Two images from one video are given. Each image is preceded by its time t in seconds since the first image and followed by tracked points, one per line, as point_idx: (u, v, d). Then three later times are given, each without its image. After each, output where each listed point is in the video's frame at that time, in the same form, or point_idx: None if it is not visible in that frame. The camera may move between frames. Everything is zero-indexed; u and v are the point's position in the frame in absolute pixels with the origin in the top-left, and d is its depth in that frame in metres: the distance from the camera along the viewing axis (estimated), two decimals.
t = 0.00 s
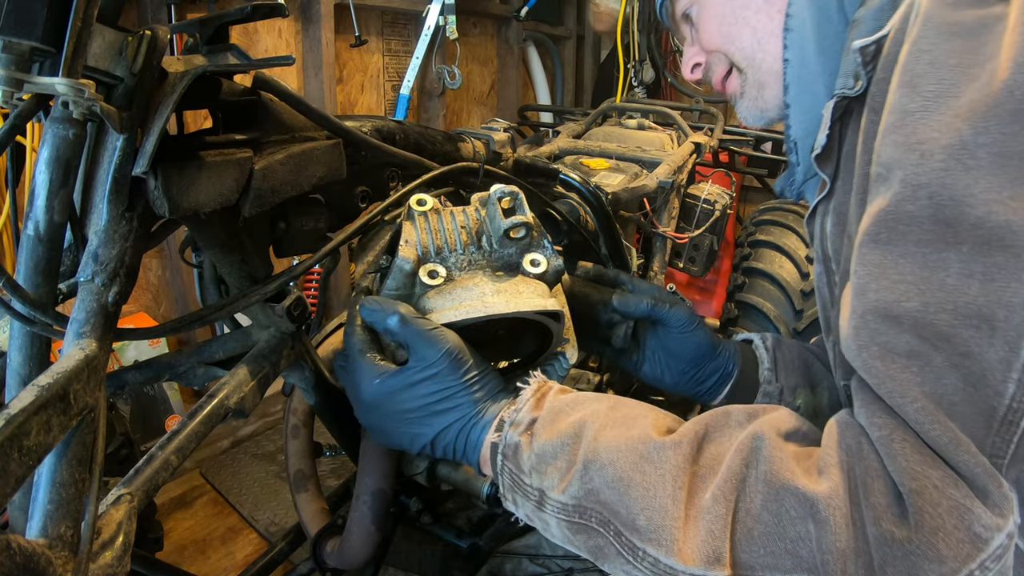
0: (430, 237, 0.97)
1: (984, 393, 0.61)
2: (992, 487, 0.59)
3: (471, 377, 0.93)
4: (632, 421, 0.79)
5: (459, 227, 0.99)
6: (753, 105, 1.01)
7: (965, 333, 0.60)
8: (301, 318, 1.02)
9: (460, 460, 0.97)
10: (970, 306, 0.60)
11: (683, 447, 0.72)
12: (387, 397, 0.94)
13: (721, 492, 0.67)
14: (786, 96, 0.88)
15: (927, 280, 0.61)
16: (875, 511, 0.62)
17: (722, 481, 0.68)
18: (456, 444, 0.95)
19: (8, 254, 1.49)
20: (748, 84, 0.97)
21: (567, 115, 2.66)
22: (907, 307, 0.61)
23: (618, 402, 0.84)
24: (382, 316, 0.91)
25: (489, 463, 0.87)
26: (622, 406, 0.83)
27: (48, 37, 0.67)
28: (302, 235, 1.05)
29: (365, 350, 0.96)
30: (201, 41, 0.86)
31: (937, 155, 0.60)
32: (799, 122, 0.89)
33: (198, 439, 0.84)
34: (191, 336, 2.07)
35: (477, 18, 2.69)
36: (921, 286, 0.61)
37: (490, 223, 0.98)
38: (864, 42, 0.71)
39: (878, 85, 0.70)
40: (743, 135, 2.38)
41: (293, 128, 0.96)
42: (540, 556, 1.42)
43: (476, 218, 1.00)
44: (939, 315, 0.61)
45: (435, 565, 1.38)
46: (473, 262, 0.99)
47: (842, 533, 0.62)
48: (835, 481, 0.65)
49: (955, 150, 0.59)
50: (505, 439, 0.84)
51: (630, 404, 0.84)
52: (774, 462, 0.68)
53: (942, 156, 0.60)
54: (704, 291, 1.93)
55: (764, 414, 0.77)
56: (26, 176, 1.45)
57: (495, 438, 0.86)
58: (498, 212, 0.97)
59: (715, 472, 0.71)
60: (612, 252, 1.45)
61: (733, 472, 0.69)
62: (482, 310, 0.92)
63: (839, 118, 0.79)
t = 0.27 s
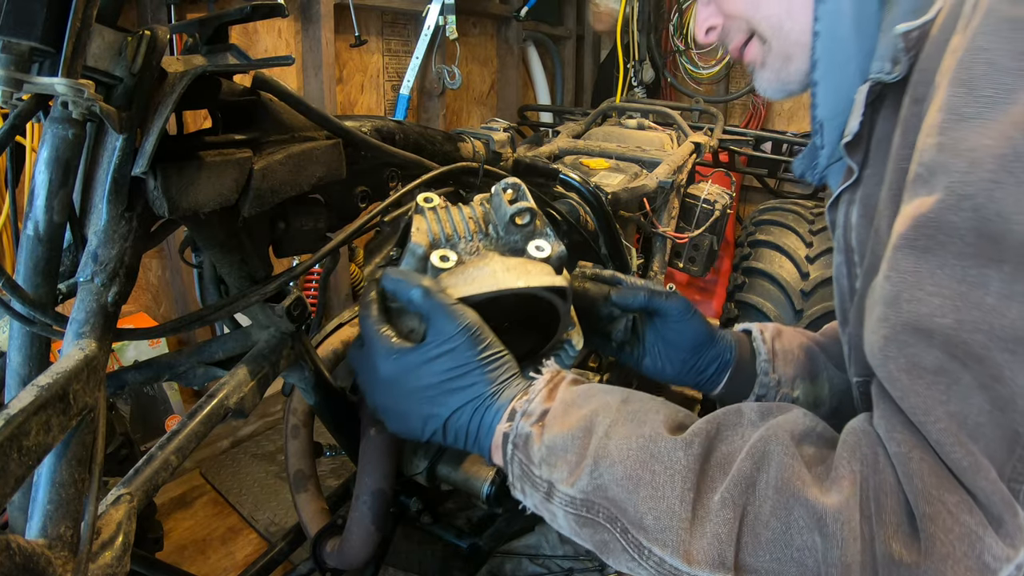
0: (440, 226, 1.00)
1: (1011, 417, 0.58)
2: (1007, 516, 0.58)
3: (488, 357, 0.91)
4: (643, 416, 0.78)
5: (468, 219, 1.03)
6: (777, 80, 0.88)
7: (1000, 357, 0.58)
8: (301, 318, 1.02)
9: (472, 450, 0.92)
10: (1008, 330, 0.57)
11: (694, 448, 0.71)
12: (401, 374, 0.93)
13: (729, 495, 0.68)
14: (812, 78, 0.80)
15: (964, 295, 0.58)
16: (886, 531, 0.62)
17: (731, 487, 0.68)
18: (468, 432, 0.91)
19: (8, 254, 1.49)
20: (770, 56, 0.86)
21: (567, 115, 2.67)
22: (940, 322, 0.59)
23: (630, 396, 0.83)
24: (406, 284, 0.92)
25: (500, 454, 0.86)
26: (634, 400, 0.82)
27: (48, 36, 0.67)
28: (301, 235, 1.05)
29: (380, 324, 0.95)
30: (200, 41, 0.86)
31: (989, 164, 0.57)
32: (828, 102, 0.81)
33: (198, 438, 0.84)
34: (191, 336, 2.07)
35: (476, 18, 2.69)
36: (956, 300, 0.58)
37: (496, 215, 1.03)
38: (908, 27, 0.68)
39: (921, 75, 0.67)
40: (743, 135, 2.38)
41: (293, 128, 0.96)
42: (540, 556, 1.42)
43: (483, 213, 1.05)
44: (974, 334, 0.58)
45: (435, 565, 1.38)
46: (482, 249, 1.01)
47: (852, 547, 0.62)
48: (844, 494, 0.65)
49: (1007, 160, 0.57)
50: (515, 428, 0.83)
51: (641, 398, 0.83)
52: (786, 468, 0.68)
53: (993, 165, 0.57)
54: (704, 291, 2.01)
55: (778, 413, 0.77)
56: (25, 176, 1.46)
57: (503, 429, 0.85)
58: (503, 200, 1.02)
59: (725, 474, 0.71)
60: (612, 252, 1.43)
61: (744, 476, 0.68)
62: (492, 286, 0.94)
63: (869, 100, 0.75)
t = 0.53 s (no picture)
0: (450, 210, 1.03)
1: None
2: (1010, 556, 0.56)
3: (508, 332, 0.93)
4: (652, 410, 0.76)
5: (477, 205, 1.07)
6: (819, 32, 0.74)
7: None
8: (301, 318, 1.02)
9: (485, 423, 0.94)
10: None
11: (697, 448, 0.70)
12: (426, 340, 0.97)
13: (728, 498, 0.67)
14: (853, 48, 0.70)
15: (1006, 322, 0.54)
16: (882, 555, 0.61)
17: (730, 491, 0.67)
18: (482, 403, 0.93)
19: (8, 254, 1.49)
20: (812, 12, 0.73)
21: (567, 115, 2.66)
22: (976, 348, 0.55)
23: (642, 386, 0.81)
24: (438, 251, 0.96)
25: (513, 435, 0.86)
26: (647, 389, 0.80)
27: (47, 36, 0.67)
28: (301, 235, 1.05)
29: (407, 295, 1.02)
30: (200, 41, 0.86)
31: None
32: (865, 81, 0.71)
33: (198, 438, 0.84)
34: (191, 335, 2.07)
35: (476, 18, 2.69)
36: (997, 327, 0.55)
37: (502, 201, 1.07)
38: (973, 12, 0.60)
39: (980, 70, 0.60)
40: (743, 135, 2.38)
41: (292, 128, 0.95)
42: (540, 556, 1.42)
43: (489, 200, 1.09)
44: (1008, 366, 0.55)
45: (435, 565, 1.37)
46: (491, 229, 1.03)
47: (846, 563, 0.62)
48: (843, 509, 0.63)
49: None
50: (527, 414, 0.83)
51: (653, 388, 0.81)
52: (787, 477, 0.66)
53: None
54: (705, 290, 2.06)
55: (788, 411, 0.75)
56: (25, 177, 1.46)
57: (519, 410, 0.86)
58: (508, 184, 1.06)
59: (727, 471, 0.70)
60: (612, 252, 1.42)
61: (745, 480, 0.67)
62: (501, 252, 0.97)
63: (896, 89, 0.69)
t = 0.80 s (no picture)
0: (438, 206, 1.04)
1: None
2: None
3: (512, 327, 0.94)
4: (653, 412, 0.77)
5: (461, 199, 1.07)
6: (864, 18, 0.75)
7: None
8: (300, 318, 1.02)
9: (483, 417, 0.94)
10: None
11: (695, 451, 0.70)
12: (429, 332, 0.98)
13: (725, 501, 0.67)
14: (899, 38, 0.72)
15: None
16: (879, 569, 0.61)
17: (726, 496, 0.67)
18: (481, 397, 0.93)
19: (7, 254, 1.49)
20: None
21: (567, 115, 2.66)
22: (1009, 372, 0.55)
23: (644, 388, 0.81)
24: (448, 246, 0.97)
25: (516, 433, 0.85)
26: (649, 391, 0.81)
27: (46, 36, 0.66)
28: (300, 235, 1.05)
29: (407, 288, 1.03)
30: (199, 41, 0.86)
31: None
32: (909, 69, 0.73)
33: (197, 438, 0.84)
34: (190, 335, 2.07)
35: (476, 18, 2.69)
36: None
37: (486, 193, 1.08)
38: None
39: None
40: (743, 134, 2.38)
41: (292, 128, 0.95)
42: (540, 556, 1.42)
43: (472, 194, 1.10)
44: None
45: (435, 565, 1.37)
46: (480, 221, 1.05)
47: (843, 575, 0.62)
48: (840, 521, 0.63)
49: None
50: (530, 414, 0.83)
51: (655, 392, 0.81)
52: (785, 485, 0.66)
53: None
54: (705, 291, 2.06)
55: (791, 415, 0.74)
56: (25, 176, 1.46)
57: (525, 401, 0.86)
58: (490, 177, 1.08)
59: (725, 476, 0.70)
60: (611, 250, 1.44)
61: (744, 485, 0.67)
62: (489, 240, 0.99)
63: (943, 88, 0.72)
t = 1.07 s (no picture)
0: (427, 217, 1.04)
1: None
2: None
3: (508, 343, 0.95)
4: (640, 421, 0.77)
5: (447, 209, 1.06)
6: (890, 18, 0.80)
7: None
8: (300, 318, 1.01)
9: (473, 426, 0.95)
10: None
11: (685, 457, 0.71)
12: (425, 340, 0.97)
13: (716, 508, 0.67)
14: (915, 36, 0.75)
15: None
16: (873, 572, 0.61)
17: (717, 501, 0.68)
18: (473, 406, 0.94)
19: (7, 254, 1.48)
20: None
21: (567, 115, 2.66)
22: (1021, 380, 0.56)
23: (632, 397, 0.82)
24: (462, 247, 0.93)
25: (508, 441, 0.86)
26: (635, 400, 0.82)
27: (46, 36, 0.66)
28: (301, 235, 1.05)
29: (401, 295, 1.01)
30: (199, 41, 0.86)
31: None
32: (924, 65, 0.75)
33: (197, 438, 0.84)
34: (190, 335, 2.07)
35: (477, 18, 2.69)
36: None
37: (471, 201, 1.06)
38: None
39: None
40: (743, 134, 2.38)
41: (292, 128, 0.95)
42: (540, 556, 1.41)
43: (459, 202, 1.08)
44: None
45: (435, 565, 1.36)
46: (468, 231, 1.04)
47: None
48: (831, 526, 0.63)
49: None
50: (522, 426, 0.83)
51: (643, 399, 0.82)
52: (775, 491, 0.66)
53: None
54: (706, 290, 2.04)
55: (783, 418, 0.75)
56: (25, 176, 1.46)
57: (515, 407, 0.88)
58: (477, 184, 1.04)
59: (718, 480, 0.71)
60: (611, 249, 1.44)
61: (734, 492, 0.67)
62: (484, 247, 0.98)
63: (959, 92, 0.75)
